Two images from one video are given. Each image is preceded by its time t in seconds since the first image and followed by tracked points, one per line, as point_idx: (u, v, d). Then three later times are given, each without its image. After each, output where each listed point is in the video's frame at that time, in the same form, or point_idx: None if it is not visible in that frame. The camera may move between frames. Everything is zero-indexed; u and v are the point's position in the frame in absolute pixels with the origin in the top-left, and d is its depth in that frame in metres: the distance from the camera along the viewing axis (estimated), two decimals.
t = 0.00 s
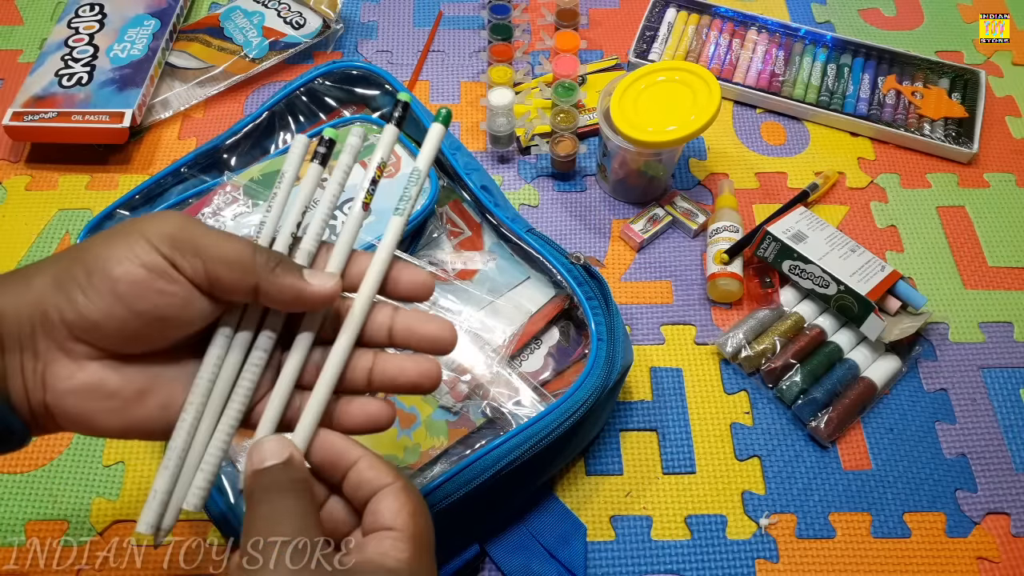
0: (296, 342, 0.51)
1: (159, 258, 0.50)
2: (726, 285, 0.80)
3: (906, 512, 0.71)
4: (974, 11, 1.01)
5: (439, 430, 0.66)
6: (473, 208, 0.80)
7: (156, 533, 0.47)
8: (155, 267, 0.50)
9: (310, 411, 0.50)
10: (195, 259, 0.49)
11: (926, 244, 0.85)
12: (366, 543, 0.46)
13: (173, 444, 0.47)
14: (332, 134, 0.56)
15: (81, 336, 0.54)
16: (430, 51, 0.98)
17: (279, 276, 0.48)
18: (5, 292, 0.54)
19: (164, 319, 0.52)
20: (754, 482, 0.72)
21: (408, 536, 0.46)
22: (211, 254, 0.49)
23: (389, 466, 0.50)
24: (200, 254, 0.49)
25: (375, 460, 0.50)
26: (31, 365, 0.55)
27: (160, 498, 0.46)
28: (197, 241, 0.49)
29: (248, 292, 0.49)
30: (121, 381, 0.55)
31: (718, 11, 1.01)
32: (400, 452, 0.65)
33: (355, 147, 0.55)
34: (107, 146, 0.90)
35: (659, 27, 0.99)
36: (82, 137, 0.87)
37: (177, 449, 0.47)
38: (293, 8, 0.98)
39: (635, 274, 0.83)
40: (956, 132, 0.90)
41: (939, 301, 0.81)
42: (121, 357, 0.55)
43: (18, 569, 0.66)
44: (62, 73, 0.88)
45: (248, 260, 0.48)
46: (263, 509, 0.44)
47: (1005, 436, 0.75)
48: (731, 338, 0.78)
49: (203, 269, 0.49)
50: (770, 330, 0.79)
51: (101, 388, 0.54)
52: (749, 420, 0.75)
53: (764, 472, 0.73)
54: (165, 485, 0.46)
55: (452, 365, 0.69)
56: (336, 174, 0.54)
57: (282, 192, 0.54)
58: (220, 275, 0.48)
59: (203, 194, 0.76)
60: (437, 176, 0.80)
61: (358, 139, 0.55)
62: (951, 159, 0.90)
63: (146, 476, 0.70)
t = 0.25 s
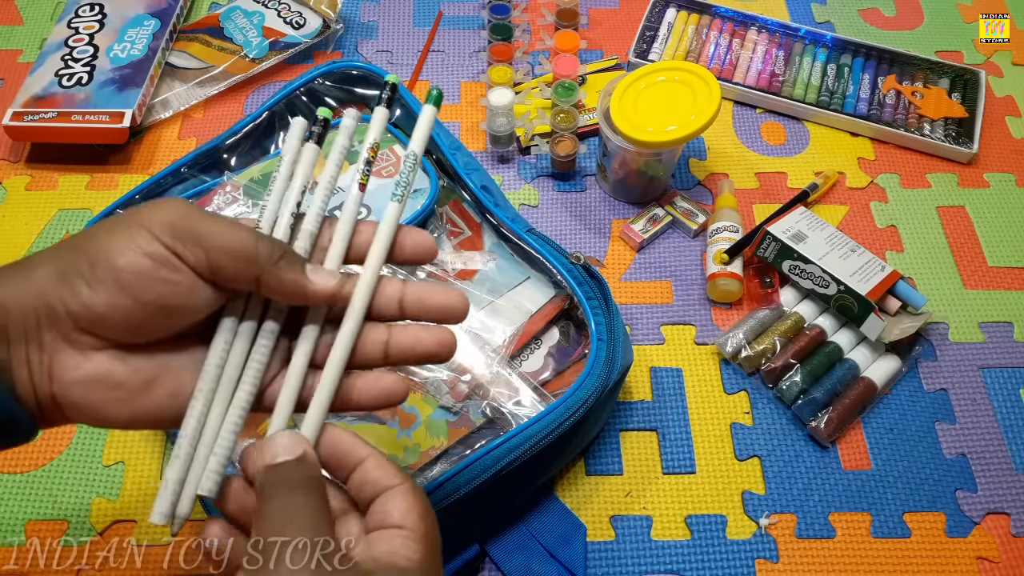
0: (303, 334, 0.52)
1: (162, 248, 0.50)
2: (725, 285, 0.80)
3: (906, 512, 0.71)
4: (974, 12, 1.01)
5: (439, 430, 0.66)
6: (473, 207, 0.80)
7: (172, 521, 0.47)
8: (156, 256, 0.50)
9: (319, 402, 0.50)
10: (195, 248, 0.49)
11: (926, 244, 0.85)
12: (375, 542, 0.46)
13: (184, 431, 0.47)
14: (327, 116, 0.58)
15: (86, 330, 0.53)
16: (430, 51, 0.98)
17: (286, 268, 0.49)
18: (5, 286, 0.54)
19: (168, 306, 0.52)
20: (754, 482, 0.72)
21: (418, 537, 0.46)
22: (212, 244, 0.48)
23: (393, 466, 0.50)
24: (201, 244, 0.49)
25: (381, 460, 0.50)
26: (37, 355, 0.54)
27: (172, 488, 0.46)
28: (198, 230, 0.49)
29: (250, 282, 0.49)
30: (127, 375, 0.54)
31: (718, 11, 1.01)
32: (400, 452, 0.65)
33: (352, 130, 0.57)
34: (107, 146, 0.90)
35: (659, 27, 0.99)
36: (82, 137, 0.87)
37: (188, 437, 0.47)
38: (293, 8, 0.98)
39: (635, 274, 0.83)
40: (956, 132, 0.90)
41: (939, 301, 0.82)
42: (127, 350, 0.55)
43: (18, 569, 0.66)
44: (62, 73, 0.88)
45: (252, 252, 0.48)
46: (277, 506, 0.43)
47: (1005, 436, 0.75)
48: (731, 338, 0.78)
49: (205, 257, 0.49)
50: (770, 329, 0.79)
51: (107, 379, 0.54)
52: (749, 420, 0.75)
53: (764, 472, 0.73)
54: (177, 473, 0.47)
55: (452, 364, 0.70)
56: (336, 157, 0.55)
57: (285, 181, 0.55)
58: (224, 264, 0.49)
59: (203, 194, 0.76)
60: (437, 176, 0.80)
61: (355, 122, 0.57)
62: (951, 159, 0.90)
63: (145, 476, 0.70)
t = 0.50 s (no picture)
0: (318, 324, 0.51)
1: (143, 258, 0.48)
2: (725, 285, 0.80)
3: (906, 512, 0.71)
4: (974, 12, 1.01)
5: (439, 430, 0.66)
6: (473, 207, 0.80)
7: (149, 502, 0.47)
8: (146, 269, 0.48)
9: (347, 399, 0.45)
10: (190, 270, 0.48)
11: (926, 244, 0.85)
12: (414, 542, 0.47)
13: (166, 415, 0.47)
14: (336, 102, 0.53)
15: (80, 332, 0.53)
16: (430, 51, 0.98)
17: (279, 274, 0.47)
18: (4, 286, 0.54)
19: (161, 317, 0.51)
20: (754, 482, 0.72)
21: (454, 538, 0.47)
22: (206, 264, 0.47)
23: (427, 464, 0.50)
24: (195, 262, 0.47)
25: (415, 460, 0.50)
26: (28, 349, 0.55)
27: (151, 472, 0.46)
28: (187, 243, 0.47)
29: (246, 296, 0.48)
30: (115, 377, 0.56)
31: (718, 11, 1.01)
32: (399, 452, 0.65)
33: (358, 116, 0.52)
34: (107, 146, 0.90)
35: (659, 27, 0.99)
36: (83, 137, 0.87)
37: (171, 430, 0.46)
38: (293, 8, 0.98)
39: (635, 274, 0.83)
40: (956, 132, 0.90)
41: (939, 301, 0.81)
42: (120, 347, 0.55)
43: (18, 569, 0.66)
44: (62, 73, 0.88)
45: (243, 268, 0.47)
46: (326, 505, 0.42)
47: (1005, 436, 0.75)
48: (731, 338, 0.78)
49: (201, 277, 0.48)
50: (770, 329, 0.79)
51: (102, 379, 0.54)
52: (749, 420, 0.75)
53: (764, 472, 0.73)
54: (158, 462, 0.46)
55: (451, 365, 0.70)
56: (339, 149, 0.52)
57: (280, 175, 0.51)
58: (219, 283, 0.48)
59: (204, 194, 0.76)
60: (437, 176, 0.80)
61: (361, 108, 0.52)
62: (951, 159, 0.90)
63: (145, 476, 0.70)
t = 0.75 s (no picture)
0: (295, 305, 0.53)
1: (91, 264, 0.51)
2: (726, 285, 0.80)
3: (906, 512, 0.71)
4: (974, 11, 1.01)
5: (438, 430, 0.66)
6: (473, 207, 0.80)
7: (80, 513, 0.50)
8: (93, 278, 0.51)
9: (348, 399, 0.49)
10: (138, 271, 0.50)
11: (926, 244, 0.85)
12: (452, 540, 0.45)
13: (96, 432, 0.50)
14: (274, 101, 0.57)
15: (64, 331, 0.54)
16: (430, 51, 0.98)
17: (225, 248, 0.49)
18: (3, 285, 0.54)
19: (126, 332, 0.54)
20: (754, 482, 0.72)
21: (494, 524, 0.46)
22: (149, 257, 0.50)
23: (479, 430, 0.49)
24: (140, 257, 0.50)
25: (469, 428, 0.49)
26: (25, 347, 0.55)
27: (83, 480, 0.49)
28: (130, 242, 0.50)
29: (201, 279, 0.51)
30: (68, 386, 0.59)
31: (718, 11, 1.01)
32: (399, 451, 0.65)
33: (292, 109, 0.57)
34: (107, 146, 0.90)
35: (659, 27, 0.99)
36: (83, 137, 0.87)
37: (99, 439, 0.50)
38: (293, 8, 0.98)
39: (635, 274, 0.83)
40: (956, 132, 0.90)
41: (939, 301, 0.81)
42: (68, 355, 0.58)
43: (18, 569, 0.66)
44: (62, 73, 0.88)
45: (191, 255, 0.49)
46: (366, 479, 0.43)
47: (1005, 436, 0.75)
48: (731, 338, 0.78)
49: (151, 279, 0.51)
50: (770, 329, 0.79)
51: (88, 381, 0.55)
52: (749, 420, 0.75)
53: (764, 472, 0.73)
54: (87, 466, 0.49)
55: (451, 364, 0.68)
56: (275, 138, 0.54)
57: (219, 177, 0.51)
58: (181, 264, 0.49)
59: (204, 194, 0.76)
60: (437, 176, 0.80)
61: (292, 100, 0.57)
62: (951, 159, 0.90)
63: (145, 476, 0.70)
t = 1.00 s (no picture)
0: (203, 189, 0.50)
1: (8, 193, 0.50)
2: (726, 285, 0.80)
3: (906, 512, 0.71)
4: (974, 12, 1.01)
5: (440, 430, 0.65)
6: (473, 208, 0.80)
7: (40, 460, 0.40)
8: (2, 202, 0.50)
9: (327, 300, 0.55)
10: (32, 180, 0.49)
11: (926, 244, 0.85)
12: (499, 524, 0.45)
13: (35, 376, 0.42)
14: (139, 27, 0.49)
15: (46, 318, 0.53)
16: (430, 51, 0.98)
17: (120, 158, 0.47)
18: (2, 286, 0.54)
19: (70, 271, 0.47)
20: (754, 482, 0.72)
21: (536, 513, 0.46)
22: (44, 166, 0.49)
23: (534, 413, 0.49)
24: (36, 175, 0.49)
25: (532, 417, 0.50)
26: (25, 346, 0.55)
27: (37, 425, 0.40)
28: (28, 161, 0.49)
29: (96, 187, 0.48)
30: None
31: (718, 11, 1.01)
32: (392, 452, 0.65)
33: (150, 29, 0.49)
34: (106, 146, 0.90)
35: (659, 27, 0.99)
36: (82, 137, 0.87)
37: (44, 376, 0.42)
38: (293, 8, 0.98)
39: (635, 274, 0.83)
40: (956, 132, 0.90)
41: (939, 301, 0.82)
42: None
43: (18, 569, 0.66)
44: (62, 73, 0.88)
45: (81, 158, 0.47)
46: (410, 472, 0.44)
47: (1005, 436, 0.75)
48: (731, 338, 0.78)
49: (46, 187, 0.49)
50: (770, 329, 0.79)
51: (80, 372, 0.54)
52: (749, 420, 0.75)
53: (764, 472, 0.73)
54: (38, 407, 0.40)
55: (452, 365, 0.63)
56: (143, 60, 0.48)
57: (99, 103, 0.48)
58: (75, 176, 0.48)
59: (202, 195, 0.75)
60: (437, 176, 0.80)
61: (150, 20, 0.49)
62: (951, 159, 0.90)
63: (146, 476, 0.70)
